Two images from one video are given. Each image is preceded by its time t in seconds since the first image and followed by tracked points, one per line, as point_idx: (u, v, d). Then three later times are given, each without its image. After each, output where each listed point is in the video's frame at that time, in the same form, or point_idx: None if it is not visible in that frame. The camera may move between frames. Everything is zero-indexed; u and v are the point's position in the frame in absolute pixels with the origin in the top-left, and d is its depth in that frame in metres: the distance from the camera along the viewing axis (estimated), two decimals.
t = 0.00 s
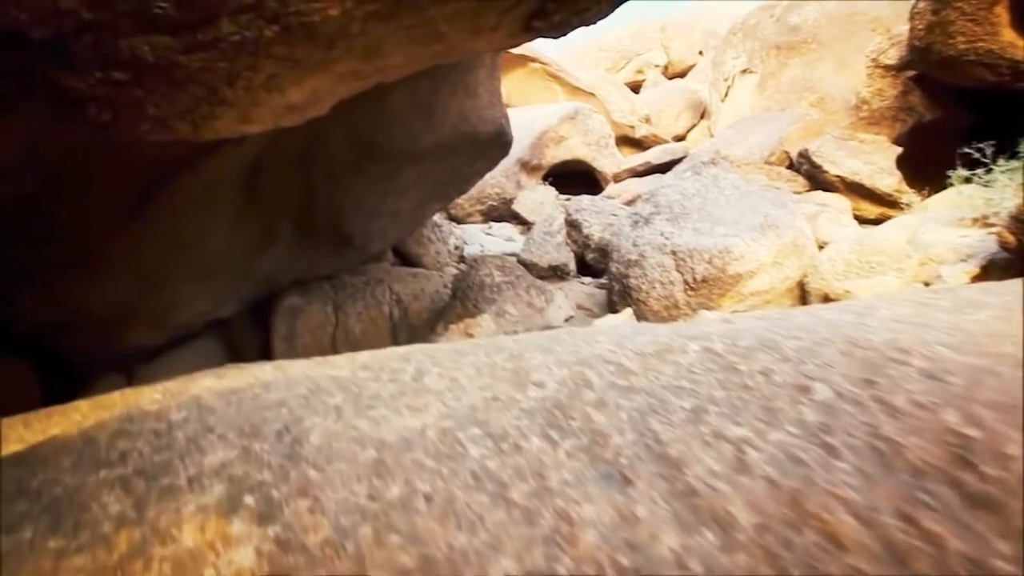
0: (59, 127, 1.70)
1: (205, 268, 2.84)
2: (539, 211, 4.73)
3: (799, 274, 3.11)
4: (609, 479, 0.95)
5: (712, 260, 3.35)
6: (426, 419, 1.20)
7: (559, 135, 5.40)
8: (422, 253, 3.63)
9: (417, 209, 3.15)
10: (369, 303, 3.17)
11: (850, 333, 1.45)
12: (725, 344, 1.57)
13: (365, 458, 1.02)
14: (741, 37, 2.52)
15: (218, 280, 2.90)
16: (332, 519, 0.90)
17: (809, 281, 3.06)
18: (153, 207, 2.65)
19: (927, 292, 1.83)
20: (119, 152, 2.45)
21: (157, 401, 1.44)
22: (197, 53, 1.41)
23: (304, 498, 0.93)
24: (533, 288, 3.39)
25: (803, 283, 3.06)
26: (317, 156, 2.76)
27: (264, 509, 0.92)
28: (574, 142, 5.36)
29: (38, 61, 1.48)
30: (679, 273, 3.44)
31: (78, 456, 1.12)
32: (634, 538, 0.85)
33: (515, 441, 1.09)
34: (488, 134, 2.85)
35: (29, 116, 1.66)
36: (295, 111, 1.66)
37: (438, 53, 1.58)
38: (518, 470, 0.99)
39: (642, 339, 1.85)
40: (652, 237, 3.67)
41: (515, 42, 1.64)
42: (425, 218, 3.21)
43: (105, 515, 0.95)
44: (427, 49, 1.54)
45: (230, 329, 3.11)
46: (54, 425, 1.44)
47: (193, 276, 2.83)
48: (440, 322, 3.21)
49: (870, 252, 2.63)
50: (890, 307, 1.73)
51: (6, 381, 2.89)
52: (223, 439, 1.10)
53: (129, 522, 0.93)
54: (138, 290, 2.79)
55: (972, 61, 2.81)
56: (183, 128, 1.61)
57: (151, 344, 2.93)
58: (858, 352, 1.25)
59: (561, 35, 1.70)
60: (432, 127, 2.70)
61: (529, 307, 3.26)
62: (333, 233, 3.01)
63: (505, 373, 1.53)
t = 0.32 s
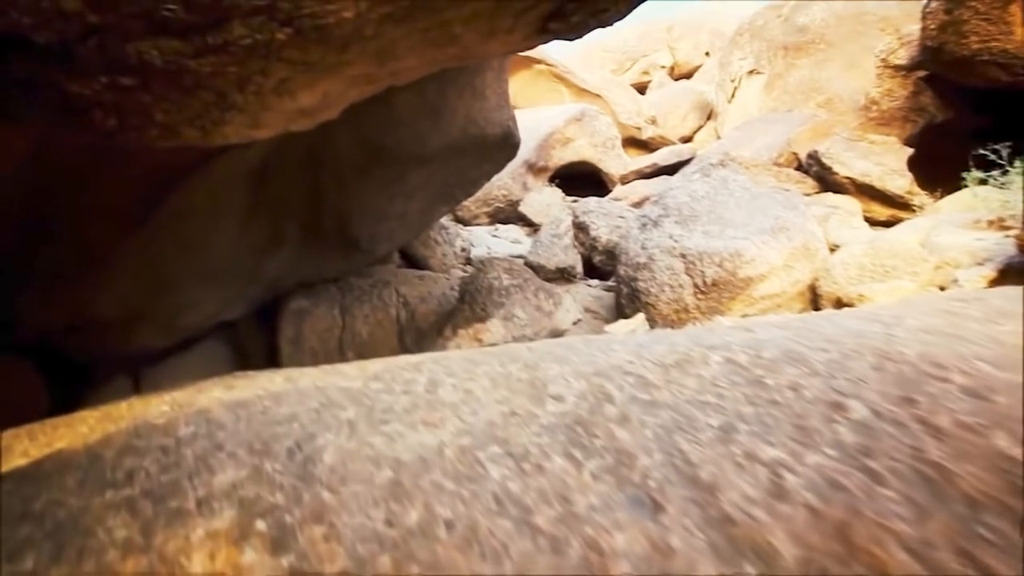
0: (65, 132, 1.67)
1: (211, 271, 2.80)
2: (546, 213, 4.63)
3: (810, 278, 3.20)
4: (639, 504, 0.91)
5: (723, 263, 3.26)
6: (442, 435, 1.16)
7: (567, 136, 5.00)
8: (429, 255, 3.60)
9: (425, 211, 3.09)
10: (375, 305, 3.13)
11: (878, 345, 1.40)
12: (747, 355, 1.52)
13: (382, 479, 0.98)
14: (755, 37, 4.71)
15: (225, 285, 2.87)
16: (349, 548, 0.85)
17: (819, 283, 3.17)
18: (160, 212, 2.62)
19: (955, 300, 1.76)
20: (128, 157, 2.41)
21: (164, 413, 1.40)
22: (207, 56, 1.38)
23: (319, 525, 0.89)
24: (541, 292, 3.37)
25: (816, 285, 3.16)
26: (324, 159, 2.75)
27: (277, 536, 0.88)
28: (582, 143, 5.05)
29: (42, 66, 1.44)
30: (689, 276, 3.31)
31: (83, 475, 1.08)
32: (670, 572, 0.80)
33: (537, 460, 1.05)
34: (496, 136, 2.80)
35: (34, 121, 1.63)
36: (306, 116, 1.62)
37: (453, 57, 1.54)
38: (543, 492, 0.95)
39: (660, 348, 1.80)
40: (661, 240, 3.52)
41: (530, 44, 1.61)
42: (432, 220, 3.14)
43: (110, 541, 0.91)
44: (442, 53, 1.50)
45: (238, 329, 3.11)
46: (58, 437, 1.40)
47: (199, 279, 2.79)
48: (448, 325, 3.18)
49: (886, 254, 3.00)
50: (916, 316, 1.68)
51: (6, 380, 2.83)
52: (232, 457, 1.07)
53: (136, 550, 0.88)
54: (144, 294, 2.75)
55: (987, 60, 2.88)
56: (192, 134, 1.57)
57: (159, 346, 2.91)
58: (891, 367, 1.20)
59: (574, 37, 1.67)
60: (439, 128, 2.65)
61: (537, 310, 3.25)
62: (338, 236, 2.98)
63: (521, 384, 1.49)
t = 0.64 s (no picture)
0: (68, 133, 1.62)
1: (216, 272, 2.75)
2: (554, 212, 4.57)
3: (823, 281, 3.15)
4: (671, 531, 0.88)
5: (734, 265, 3.21)
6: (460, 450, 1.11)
7: (574, 136, 4.94)
8: (436, 255, 3.55)
9: (433, 211, 3.01)
10: (382, 306, 3.09)
11: (913, 358, 1.34)
12: (772, 366, 1.46)
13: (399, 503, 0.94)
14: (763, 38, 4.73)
15: (230, 286, 2.82)
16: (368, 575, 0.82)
17: (832, 287, 3.12)
18: (165, 211, 2.59)
19: (986, 308, 1.69)
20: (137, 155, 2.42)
21: (170, 423, 1.36)
22: (217, 56, 1.34)
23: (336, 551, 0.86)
24: (550, 293, 3.30)
25: (829, 289, 3.10)
26: (330, 159, 2.71)
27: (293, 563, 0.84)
28: (589, 143, 5.00)
29: (46, 67, 1.39)
30: (700, 278, 3.24)
31: (88, 492, 1.04)
32: None
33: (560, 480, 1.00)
34: (505, 136, 2.74)
35: (37, 122, 1.58)
36: (317, 117, 1.58)
37: (469, 56, 1.50)
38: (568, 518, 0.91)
39: (680, 357, 1.74)
40: (671, 241, 3.46)
41: (547, 43, 1.55)
42: (439, 221, 3.06)
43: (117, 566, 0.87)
44: (458, 51, 1.46)
45: (245, 330, 3.07)
46: (60, 447, 1.36)
47: (204, 279, 2.74)
48: (456, 326, 3.13)
49: (901, 258, 2.97)
50: (948, 325, 1.61)
51: (5, 380, 2.76)
52: (241, 475, 1.03)
53: None
54: (150, 295, 2.72)
55: (1004, 60, 2.83)
56: (201, 136, 1.53)
57: (166, 348, 2.87)
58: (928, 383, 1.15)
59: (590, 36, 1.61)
60: (447, 128, 2.62)
61: (546, 312, 3.20)
62: (344, 236, 2.92)
63: (537, 395, 1.43)
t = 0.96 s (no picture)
0: (73, 134, 1.59)
1: (223, 272, 2.73)
2: (559, 213, 4.51)
3: (833, 283, 2.98)
4: (704, 556, 0.85)
5: (744, 266, 3.18)
6: (477, 466, 1.07)
7: (580, 135, 4.93)
8: (442, 255, 3.51)
9: (440, 211, 3.00)
10: (388, 307, 3.06)
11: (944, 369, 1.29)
12: (795, 376, 1.42)
13: (418, 525, 0.91)
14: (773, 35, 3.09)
15: (236, 286, 2.81)
16: None
17: (843, 289, 2.94)
18: (171, 214, 2.54)
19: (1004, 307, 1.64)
20: (142, 160, 2.35)
21: (176, 433, 1.33)
22: (227, 55, 1.30)
23: None
24: (557, 295, 3.23)
25: (841, 291, 2.93)
26: (338, 159, 2.68)
27: None
28: (595, 143, 4.98)
29: (51, 67, 1.36)
30: (709, 280, 3.23)
31: (93, 511, 1.00)
32: None
33: (583, 500, 0.97)
34: (512, 136, 2.70)
35: (41, 123, 1.55)
36: (328, 118, 1.55)
37: (484, 56, 1.46)
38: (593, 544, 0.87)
39: (697, 364, 1.70)
40: (680, 242, 3.47)
41: (563, 42, 1.51)
42: (447, 221, 3.06)
43: None
44: (473, 51, 1.42)
45: (250, 330, 3.06)
46: (65, 457, 1.33)
47: (212, 280, 2.72)
48: (462, 328, 3.07)
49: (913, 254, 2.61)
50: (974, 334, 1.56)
51: (7, 381, 2.69)
52: (252, 493, 1.00)
53: None
54: (156, 297, 2.69)
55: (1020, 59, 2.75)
56: (210, 138, 1.50)
57: (172, 347, 2.86)
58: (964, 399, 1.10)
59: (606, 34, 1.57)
60: (454, 128, 2.58)
61: (553, 313, 3.12)
62: (352, 236, 2.91)
63: (553, 405, 1.39)
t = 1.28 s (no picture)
0: (73, 137, 1.54)
1: (227, 274, 2.69)
2: (561, 213, 4.48)
3: (841, 283, 3.00)
4: None
5: (751, 267, 3.12)
6: (493, 482, 1.04)
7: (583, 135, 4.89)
8: (445, 256, 3.47)
9: (442, 213, 2.96)
10: (392, 309, 3.03)
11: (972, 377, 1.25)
12: (817, 385, 1.37)
13: (437, 547, 0.88)
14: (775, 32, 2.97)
15: (241, 287, 2.77)
16: None
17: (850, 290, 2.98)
18: (174, 215, 2.46)
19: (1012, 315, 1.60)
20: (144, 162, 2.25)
21: (181, 446, 1.29)
22: (234, 57, 1.26)
23: None
24: (562, 296, 3.16)
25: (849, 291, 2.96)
26: (340, 160, 2.64)
27: None
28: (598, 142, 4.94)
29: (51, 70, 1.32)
30: (715, 281, 3.16)
31: (97, 532, 0.97)
32: None
33: (606, 520, 0.93)
34: (516, 137, 2.66)
35: (40, 127, 1.50)
36: (335, 121, 1.51)
37: (496, 56, 1.42)
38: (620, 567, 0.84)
39: (713, 371, 1.65)
40: (684, 242, 3.39)
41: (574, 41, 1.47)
42: (449, 222, 3.01)
43: None
44: (485, 51, 1.38)
45: (254, 333, 3.03)
46: (66, 473, 1.28)
47: (216, 282, 2.69)
48: (468, 330, 3.00)
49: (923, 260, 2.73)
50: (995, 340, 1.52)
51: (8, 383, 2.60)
52: (261, 513, 0.97)
53: None
54: (159, 299, 2.64)
55: None
56: (215, 143, 1.46)
57: (175, 348, 2.82)
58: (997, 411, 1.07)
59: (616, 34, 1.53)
60: (458, 128, 2.54)
61: (558, 315, 3.04)
62: (355, 237, 2.89)
63: (567, 417, 1.35)
